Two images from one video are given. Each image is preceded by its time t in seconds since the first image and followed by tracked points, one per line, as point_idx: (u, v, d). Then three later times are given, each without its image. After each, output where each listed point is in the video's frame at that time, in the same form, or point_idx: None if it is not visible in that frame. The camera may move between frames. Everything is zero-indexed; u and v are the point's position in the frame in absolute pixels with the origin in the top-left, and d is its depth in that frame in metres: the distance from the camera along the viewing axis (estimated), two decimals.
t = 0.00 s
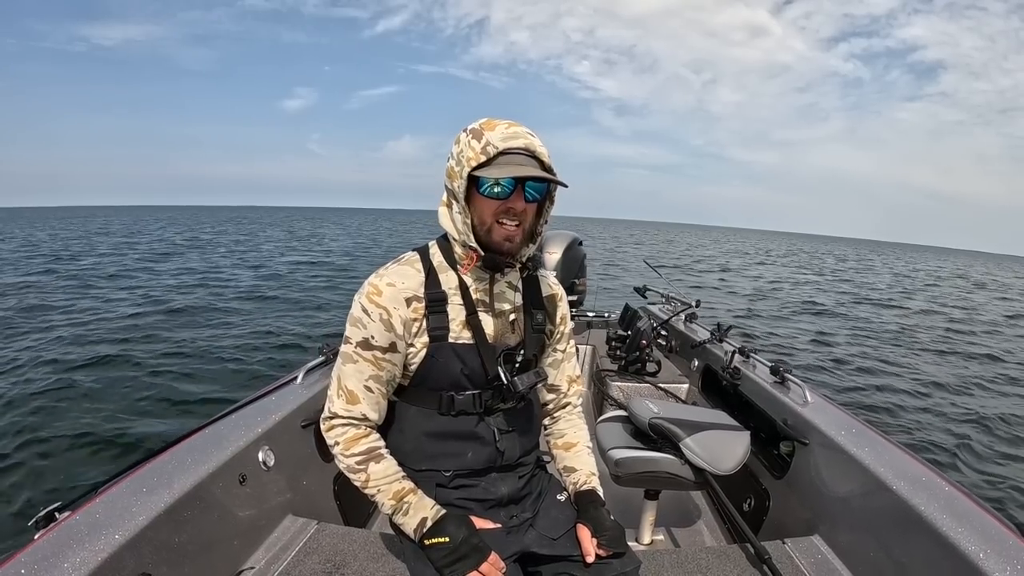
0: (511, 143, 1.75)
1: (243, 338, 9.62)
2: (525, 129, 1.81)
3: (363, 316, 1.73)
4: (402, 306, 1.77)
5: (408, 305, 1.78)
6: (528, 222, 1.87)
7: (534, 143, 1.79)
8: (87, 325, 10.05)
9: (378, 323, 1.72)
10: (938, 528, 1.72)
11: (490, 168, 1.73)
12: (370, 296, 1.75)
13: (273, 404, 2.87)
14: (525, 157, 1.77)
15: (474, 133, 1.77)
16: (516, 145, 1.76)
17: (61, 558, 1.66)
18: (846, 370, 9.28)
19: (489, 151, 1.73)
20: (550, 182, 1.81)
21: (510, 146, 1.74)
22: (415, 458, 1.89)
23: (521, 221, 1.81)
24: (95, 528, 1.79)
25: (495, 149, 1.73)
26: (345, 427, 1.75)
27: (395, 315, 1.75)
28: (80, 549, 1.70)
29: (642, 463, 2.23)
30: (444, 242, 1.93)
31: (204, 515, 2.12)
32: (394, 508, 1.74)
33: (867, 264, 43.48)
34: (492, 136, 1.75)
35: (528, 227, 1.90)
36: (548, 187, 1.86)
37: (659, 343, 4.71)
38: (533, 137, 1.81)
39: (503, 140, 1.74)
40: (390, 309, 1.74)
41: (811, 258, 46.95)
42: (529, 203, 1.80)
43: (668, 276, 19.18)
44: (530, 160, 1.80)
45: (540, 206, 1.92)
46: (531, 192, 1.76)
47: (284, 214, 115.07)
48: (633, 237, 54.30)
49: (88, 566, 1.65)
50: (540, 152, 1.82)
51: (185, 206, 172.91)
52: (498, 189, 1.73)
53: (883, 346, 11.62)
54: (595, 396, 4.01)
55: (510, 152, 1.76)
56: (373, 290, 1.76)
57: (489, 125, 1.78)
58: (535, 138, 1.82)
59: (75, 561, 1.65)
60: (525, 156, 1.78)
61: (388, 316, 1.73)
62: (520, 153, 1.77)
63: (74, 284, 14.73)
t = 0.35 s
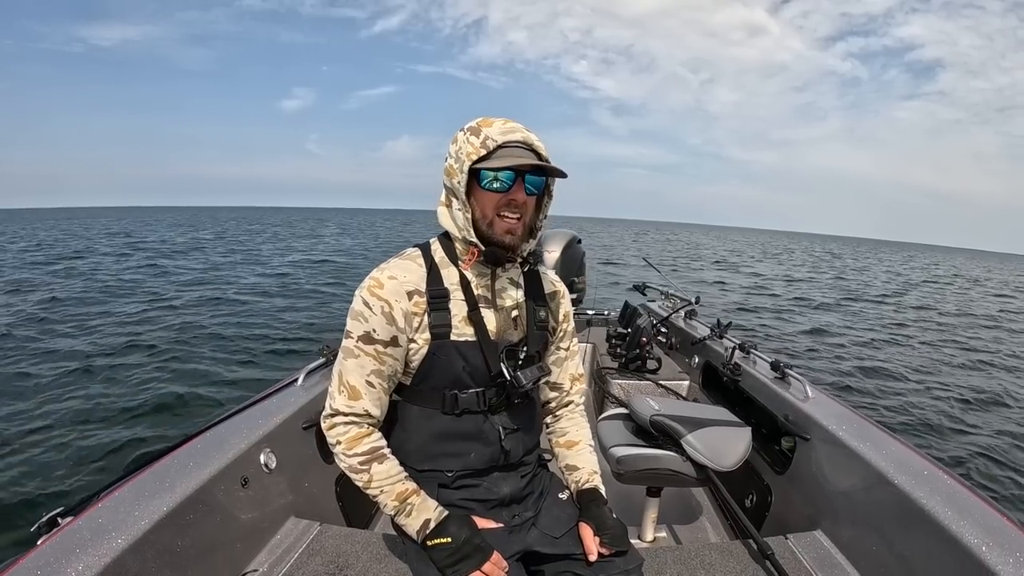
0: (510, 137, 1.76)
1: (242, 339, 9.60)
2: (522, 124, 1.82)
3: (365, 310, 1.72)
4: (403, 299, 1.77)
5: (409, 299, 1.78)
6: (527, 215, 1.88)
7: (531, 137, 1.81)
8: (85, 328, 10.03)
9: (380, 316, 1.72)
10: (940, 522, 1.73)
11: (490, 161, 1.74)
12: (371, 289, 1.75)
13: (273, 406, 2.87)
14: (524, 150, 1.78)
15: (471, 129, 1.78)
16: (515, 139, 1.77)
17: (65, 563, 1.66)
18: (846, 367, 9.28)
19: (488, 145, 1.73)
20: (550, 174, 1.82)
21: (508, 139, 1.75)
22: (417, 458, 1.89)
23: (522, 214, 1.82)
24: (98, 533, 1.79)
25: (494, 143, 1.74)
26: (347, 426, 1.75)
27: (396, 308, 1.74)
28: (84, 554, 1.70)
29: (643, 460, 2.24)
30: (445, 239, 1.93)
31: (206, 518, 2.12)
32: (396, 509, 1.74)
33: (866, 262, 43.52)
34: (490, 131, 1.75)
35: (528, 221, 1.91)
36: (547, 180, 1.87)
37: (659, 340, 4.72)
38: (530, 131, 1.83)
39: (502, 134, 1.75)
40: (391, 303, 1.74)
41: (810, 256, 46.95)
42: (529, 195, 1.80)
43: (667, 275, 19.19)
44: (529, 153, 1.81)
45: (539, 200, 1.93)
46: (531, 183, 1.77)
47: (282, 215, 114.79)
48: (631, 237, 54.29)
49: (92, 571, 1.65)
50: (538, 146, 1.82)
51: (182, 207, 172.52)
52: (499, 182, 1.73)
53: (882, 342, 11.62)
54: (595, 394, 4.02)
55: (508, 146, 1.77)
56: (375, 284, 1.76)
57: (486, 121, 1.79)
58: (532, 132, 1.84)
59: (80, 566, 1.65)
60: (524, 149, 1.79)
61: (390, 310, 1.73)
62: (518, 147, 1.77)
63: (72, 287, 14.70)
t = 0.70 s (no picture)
0: (500, 142, 1.74)
1: (240, 340, 9.58)
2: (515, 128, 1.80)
3: (357, 313, 1.71)
4: (396, 303, 1.75)
5: (401, 302, 1.76)
6: (519, 223, 1.85)
7: (524, 143, 1.78)
8: (85, 328, 10.02)
9: (372, 320, 1.70)
10: (937, 525, 1.71)
11: (478, 166, 1.73)
12: (364, 292, 1.73)
13: (270, 406, 2.85)
14: (514, 156, 1.76)
15: (464, 133, 1.77)
16: (505, 145, 1.75)
17: (61, 561, 1.64)
18: (844, 367, 9.28)
19: (477, 150, 1.72)
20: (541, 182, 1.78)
21: (498, 145, 1.74)
22: (411, 460, 1.88)
23: (511, 221, 1.79)
24: (94, 531, 1.77)
25: (483, 147, 1.73)
26: (340, 428, 1.72)
27: (388, 312, 1.73)
28: (80, 552, 1.68)
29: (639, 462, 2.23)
30: (438, 241, 1.91)
31: (202, 518, 2.10)
32: (391, 511, 1.72)
33: (864, 261, 43.54)
34: (482, 135, 1.74)
35: (520, 228, 1.88)
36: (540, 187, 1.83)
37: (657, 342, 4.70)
38: (524, 137, 1.80)
39: (492, 139, 1.73)
40: (383, 306, 1.72)
41: (809, 255, 46.93)
42: (519, 202, 1.77)
43: (666, 274, 19.19)
44: (521, 159, 1.78)
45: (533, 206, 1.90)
46: (520, 190, 1.74)
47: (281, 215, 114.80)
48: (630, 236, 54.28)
49: (88, 570, 1.63)
50: (530, 151, 1.80)
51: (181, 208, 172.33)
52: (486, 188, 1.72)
53: (880, 342, 11.62)
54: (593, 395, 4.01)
55: (498, 151, 1.75)
56: (367, 287, 1.74)
57: (479, 124, 1.78)
58: (526, 138, 1.81)
59: (74, 564, 1.63)
60: (515, 155, 1.76)
61: (382, 313, 1.72)
62: (509, 152, 1.76)
63: (72, 287, 14.69)
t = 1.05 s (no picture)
0: (492, 145, 1.70)
1: (234, 338, 9.53)
2: (509, 131, 1.75)
3: (349, 316, 1.67)
4: (388, 306, 1.72)
5: (394, 306, 1.73)
6: (512, 228, 1.80)
7: (518, 148, 1.73)
8: (79, 326, 9.97)
9: (363, 323, 1.67)
10: (928, 536, 1.69)
11: (467, 170, 1.70)
12: (355, 295, 1.70)
13: (262, 404, 2.82)
14: (506, 160, 1.72)
15: (458, 135, 1.75)
16: (497, 148, 1.71)
17: (49, 554, 1.61)
18: (840, 371, 9.26)
19: (467, 152, 1.70)
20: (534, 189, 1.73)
21: (490, 148, 1.70)
22: (402, 462, 1.85)
23: (501, 227, 1.75)
24: (83, 525, 1.74)
25: (474, 150, 1.70)
26: (330, 430, 1.68)
27: (380, 315, 1.70)
28: (68, 545, 1.66)
29: (631, 466, 2.21)
30: (433, 242, 1.89)
31: (193, 514, 2.08)
32: (380, 512, 1.68)
33: (861, 263, 43.58)
34: (473, 138, 1.71)
35: (512, 233, 1.84)
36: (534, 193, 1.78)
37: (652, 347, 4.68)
38: (519, 140, 1.75)
39: (483, 142, 1.70)
40: (375, 309, 1.69)
41: (806, 257, 46.95)
42: (510, 208, 1.73)
43: (663, 275, 19.17)
44: (513, 164, 1.74)
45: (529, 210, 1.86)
46: (510, 197, 1.70)
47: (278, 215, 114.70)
48: (628, 237, 54.27)
49: (75, 563, 1.60)
50: (525, 156, 1.75)
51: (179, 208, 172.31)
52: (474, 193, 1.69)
53: (876, 345, 11.62)
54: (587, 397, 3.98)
55: (490, 154, 1.71)
56: (359, 289, 1.71)
57: (474, 126, 1.74)
58: (522, 142, 1.76)
59: (62, 557, 1.61)
60: (507, 159, 1.72)
61: (373, 317, 1.68)
62: (500, 157, 1.72)
63: (67, 284, 14.62)
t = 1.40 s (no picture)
0: (511, 150, 1.69)
1: (230, 338, 9.49)
2: (528, 135, 1.75)
3: (354, 314, 1.66)
4: (394, 305, 1.71)
5: (400, 305, 1.72)
6: (523, 233, 1.80)
7: (537, 154, 1.72)
8: (76, 324, 9.93)
9: (369, 321, 1.65)
10: (926, 539, 1.68)
11: (485, 172, 1.68)
12: (362, 292, 1.68)
13: (260, 402, 2.81)
14: (524, 166, 1.71)
15: (476, 135, 1.73)
16: (516, 153, 1.70)
17: (45, 552, 1.61)
18: (837, 372, 9.26)
19: (486, 155, 1.68)
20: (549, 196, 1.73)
21: (509, 152, 1.69)
22: (402, 462, 1.84)
23: (514, 231, 1.74)
24: (80, 522, 1.73)
25: (494, 154, 1.68)
26: (332, 427, 1.66)
27: (386, 314, 1.68)
28: (65, 542, 1.65)
29: (628, 467, 2.19)
30: (441, 241, 1.87)
31: (190, 512, 2.06)
32: (380, 511, 1.67)
33: (858, 264, 43.64)
34: (493, 141, 1.70)
35: (524, 238, 1.83)
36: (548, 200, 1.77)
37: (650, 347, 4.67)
38: (538, 146, 1.74)
39: (503, 146, 1.69)
40: (381, 307, 1.68)
41: (803, 258, 47.00)
42: (524, 214, 1.72)
43: (661, 276, 19.16)
44: (531, 170, 1.73)
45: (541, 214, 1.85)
46: (526, 202, 1.69)
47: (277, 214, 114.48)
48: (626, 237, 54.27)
49: (71, 560, 1.60)
50: (542, 162, 1.74)
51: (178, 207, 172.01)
52: (491, 196, 1.68)
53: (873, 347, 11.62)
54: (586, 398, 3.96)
55: (509, 159, 1.70)
56: (365, 287, 1.69)
57: (493, 128, 1.73)
58: (540, 148, 1.75)
59: (58, 554, 1.60)
60: (525, 165, 1.71)
61: (379, 315, 1.67)
62: (519, 161, 1.70)
63: (63, 283, 14.56)
